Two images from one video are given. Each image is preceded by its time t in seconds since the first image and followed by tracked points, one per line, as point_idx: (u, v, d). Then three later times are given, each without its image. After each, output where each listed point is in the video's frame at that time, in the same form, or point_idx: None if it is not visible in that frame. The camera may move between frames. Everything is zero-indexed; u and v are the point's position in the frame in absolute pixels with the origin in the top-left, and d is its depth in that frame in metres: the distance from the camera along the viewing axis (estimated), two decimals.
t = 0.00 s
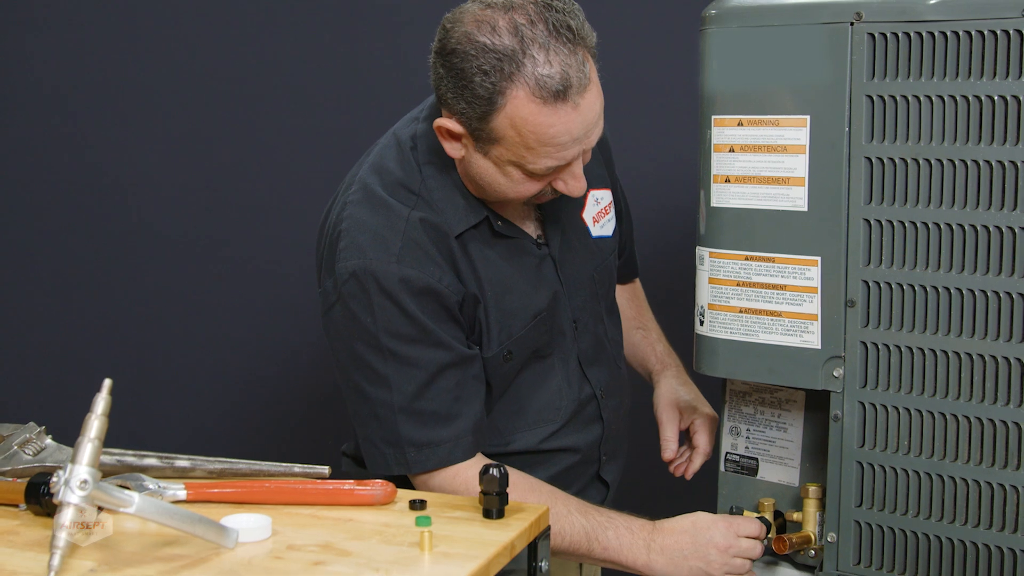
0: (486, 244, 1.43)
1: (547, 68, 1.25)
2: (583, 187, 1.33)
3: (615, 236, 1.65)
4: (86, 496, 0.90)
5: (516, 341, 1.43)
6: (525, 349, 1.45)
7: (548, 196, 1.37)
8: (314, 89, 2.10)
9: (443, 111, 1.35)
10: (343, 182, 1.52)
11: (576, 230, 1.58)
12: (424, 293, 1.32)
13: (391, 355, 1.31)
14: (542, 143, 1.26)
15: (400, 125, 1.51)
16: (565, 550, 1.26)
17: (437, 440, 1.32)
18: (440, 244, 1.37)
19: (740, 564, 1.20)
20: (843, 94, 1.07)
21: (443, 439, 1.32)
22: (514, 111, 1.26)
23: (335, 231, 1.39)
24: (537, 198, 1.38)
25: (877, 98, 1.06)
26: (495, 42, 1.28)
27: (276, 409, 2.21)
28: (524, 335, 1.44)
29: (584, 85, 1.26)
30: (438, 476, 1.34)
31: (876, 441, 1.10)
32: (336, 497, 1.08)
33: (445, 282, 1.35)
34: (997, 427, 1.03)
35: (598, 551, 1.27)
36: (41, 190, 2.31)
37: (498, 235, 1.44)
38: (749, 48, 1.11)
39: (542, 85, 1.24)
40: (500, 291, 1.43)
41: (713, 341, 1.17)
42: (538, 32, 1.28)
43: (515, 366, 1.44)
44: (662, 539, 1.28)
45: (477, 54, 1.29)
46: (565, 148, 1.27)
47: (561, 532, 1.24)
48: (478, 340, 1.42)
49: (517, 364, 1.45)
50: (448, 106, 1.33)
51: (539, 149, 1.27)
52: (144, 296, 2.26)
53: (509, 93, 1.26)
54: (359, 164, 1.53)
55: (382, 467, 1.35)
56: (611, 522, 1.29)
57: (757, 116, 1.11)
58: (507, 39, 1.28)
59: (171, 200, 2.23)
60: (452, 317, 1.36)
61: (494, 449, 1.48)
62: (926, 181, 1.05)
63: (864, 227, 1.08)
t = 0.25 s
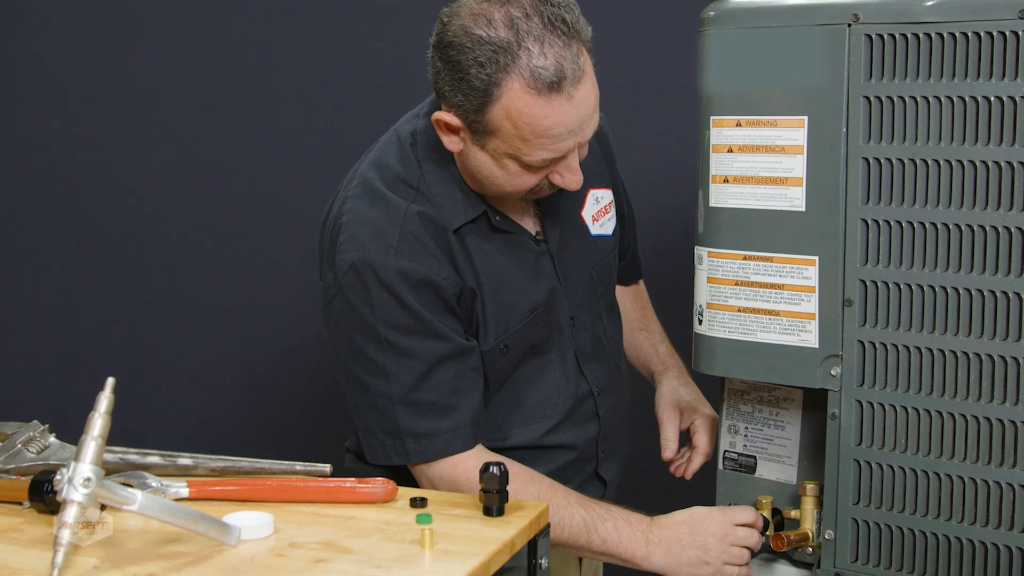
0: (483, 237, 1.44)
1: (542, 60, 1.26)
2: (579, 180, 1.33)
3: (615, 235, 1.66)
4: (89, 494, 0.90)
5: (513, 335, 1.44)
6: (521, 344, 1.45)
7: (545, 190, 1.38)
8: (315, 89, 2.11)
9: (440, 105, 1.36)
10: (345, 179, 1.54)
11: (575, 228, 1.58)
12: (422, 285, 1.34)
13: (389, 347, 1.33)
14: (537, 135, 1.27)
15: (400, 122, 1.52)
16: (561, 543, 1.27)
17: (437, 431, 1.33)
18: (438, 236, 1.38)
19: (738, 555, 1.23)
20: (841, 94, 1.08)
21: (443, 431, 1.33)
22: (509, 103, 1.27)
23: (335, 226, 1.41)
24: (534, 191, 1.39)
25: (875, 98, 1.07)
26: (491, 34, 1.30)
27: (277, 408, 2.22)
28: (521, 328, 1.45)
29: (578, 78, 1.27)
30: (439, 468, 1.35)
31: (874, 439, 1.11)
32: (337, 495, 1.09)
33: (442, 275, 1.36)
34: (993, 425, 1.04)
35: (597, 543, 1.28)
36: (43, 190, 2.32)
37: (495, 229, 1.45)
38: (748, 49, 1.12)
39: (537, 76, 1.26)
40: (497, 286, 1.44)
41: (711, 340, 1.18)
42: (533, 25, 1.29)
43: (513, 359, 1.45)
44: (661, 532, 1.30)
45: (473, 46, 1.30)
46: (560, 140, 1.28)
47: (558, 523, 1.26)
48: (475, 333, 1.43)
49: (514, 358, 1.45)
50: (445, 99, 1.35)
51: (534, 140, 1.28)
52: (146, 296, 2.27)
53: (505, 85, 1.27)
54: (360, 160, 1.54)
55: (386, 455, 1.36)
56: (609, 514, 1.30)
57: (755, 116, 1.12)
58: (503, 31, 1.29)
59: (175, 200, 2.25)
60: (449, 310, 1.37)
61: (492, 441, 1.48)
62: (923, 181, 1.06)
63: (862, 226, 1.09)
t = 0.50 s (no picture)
0: (482, 237, 1.46)
1: (535, 58, 1.28)
2: (574, 177, 1.35)
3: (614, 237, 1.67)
4: (94, 495, 0.92)
5: (511, 334, 1.45)
6: (519, 342, 1.46)
7: (541, 188, 1.39)
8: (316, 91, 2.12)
9: (436, 105, 1.38)
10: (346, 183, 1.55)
11: (573, 229, 1.60)
12: (422, 283, 1.35)
13: (391, 345, 1.34)
14: (531, 132, 1.29)
15: (401, 125, 1.54)
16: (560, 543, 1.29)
17: (438, 429, 1.34)
18: (438, 236, 1.40)
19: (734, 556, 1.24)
20: (836, 100, 1.09)
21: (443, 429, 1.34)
22: (504, 101, 1.29)
23: (336, 228, 1.43)
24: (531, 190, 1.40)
25: (869, 104, 1.08)
26: (484, 33, 1.32)
27: (279, 409, 2.24)
28: (519, 327, 1.46)
29: (571, 75, 1.29)
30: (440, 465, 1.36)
31: (869, 441, 1.12)
32: (339, 495, 1.10)
33: (442, 273, 1.37)
34: (987, 426, 1.05)
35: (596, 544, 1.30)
36: (46, 193, 2.34)
37: (494, 230, 1.47)
38: (744, 55, 1.13)
39: (530, 73, 1.28)
40: (496, 284, 1.45)
41: (708, 342, 1.20)
42: (526, 24, 1.31)
43: (511, 358, 1.47)
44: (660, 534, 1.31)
45: (467, 46, 1.32)
46: (555, 137, 1.30)
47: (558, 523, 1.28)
48: (474, 331, 1.45)
49: (512, 357, 1.47)
50: (441, 99, 1.37)
51: (529, 138, 1.30)
52: (148, 298, 2.29)
53: (499, 83, 1.29)
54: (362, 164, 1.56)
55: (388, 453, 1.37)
56: (610, 516, 1.32)
57: (751, 122, 1.13)
58: (496, 31, 1.31)
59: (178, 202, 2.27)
60: (448, 308, 1.39)
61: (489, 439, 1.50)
62: (917, 185, 1.07)
63: (857, 230, 1.10)
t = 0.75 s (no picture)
0: (479, 225, 1.49)
1: (531, 31, 1.31)
2: (556, 165, 1.35)
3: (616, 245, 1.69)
4: (101, 497, 0.94)
5: (503, 324, 1.47)
6: (512, 333, 1.48)
7: (526, 176, 1.39)
8: (322, 95, 2.15)
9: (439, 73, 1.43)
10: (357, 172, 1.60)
11: (573, 231, 1.62)
12: (415, 265, 1.38)
13: (382, 324, 1.38)
14: (515, 102, 1.31)
15: (412, 117, 1.58)
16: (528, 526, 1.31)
17: (423, 411, 1.37)
18: (433, 221, 1.43)
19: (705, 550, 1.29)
20: (831, 108, 1.11)
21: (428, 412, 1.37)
22: (495, 69, 1.32)
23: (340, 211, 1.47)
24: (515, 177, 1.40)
25: (863, 113, 1.10)
26: (490, 5, 1.36)
27: (281, 411, 2.26)
28: (513, 317, 1.48)
29: (563, 54, 1.31)
30: (420, 447, 1.39)
31: (862, 443, 1.14)
32: (341, 497, 1.12)
33: (436, 258, 1.40)
34: (978, 429, 1.07)
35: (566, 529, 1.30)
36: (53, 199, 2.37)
37: (494, 221, 1.50)
38: (740, 64, 1.15)
39: (522, 45, 1.31)
40: (491, 275, 1.48)
41: (704, 346, 1.22)
42: (531, 3, 1.35)
43: (504, 348, 1.48)
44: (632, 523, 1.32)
45: (473, 14, 1.36)
46: (538, 112, 1.31)
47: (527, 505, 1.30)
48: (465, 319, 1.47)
49: (503, 347, 1.48)
50: (442, 66, 1.41)
51: (513, 109, 1.31)
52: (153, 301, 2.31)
53: (492, 51, 1.32)
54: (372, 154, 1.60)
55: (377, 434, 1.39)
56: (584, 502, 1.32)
57: (747, 130, 1.15)
58: (501, 4, 1.35)
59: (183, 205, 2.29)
60: (440, 293, 1.42)
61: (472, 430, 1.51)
62: (909, 192, 1.09)
63: (850, 236, 1.12)
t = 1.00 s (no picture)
0: (471, 203, 1.54)
1: None
2: (547, 135, 1.39)
3: (616, 253, 1.70)
4: (109, 498, 0.96)
5: (476, 306, 1.52)
6: (484, 316, 1.52)
7: (520, 148, 1.44)
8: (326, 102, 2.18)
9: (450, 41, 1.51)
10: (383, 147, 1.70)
11: (572, 234, 1.65)
12: (386, 237, 1.45)
13: (342, 285, 1.46)
14: (513, 63, 1.37)
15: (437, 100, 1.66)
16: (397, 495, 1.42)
17: (354, 374, 1.46)
18: (413, 196, 1.50)
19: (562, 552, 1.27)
20: (824, 117, 1.14)
21: (364, 375, 1.46)
22: (497, 31, 1.39)
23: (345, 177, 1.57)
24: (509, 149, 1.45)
25: (855, 122, 1.13)
26: None
27: (283, 414, 2.28)
28: (489, 301, 1.52)
29: (563, 21, 1.38)
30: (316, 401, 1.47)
31: (854, 446, 1.16)
32: (344, 498, 1.15)
33: (408, 233, 1.46)
34: (967, 432, 1.10)
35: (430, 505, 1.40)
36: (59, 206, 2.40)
37: (490, 204, 1.55)
38: (735, 75, 1.18)
39: (523, 8, 1.38)
40: (469, 258, 1.53)
41: (699, 351, 1.24)
42: None
43: (474, 331, 1.52)
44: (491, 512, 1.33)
45: None
46: (533, 74, 1.37)
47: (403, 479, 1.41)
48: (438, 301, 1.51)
49: (476, 329, 1.52)
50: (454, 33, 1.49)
51: (510, 70, 1.38)
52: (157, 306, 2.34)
53: (495, 13, 1.40)
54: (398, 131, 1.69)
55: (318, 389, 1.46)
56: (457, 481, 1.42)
57: (741, 139, 1.18)
58: None
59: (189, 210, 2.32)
60: (410, 269, 1.47)
61: (437, 412, 1.55)
62: (901, 200, 1.12)
63: (843, 243, 1.14)
